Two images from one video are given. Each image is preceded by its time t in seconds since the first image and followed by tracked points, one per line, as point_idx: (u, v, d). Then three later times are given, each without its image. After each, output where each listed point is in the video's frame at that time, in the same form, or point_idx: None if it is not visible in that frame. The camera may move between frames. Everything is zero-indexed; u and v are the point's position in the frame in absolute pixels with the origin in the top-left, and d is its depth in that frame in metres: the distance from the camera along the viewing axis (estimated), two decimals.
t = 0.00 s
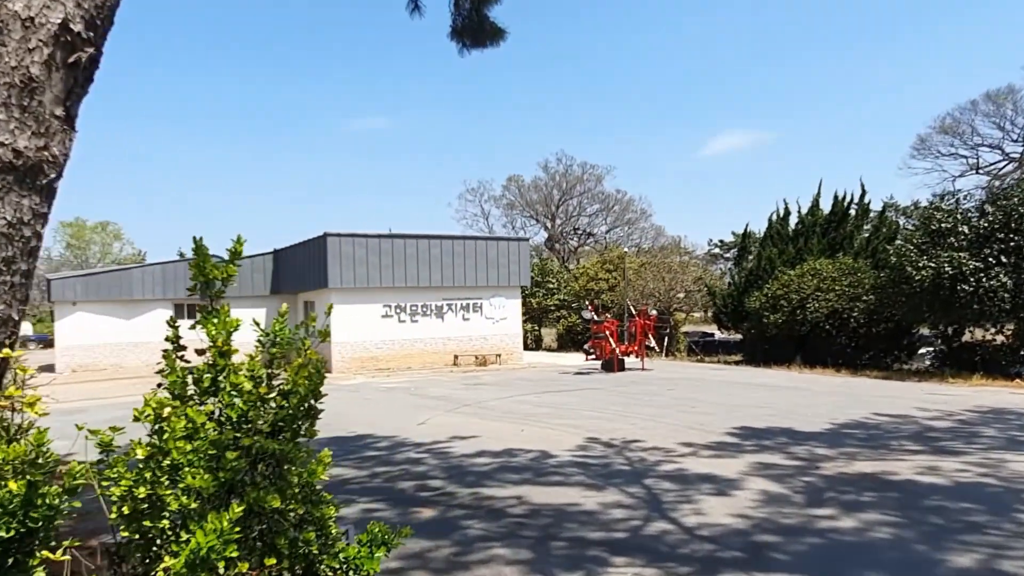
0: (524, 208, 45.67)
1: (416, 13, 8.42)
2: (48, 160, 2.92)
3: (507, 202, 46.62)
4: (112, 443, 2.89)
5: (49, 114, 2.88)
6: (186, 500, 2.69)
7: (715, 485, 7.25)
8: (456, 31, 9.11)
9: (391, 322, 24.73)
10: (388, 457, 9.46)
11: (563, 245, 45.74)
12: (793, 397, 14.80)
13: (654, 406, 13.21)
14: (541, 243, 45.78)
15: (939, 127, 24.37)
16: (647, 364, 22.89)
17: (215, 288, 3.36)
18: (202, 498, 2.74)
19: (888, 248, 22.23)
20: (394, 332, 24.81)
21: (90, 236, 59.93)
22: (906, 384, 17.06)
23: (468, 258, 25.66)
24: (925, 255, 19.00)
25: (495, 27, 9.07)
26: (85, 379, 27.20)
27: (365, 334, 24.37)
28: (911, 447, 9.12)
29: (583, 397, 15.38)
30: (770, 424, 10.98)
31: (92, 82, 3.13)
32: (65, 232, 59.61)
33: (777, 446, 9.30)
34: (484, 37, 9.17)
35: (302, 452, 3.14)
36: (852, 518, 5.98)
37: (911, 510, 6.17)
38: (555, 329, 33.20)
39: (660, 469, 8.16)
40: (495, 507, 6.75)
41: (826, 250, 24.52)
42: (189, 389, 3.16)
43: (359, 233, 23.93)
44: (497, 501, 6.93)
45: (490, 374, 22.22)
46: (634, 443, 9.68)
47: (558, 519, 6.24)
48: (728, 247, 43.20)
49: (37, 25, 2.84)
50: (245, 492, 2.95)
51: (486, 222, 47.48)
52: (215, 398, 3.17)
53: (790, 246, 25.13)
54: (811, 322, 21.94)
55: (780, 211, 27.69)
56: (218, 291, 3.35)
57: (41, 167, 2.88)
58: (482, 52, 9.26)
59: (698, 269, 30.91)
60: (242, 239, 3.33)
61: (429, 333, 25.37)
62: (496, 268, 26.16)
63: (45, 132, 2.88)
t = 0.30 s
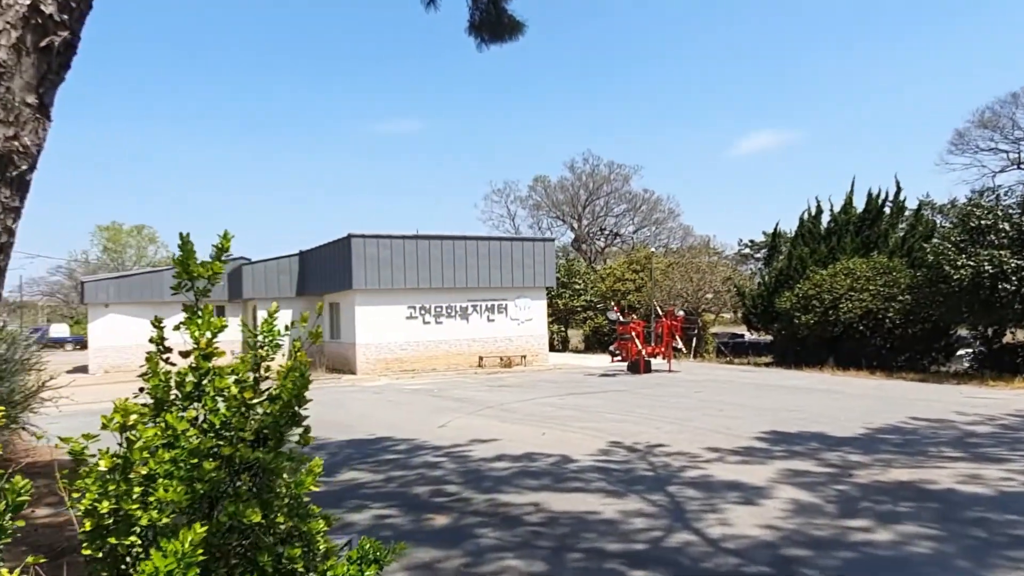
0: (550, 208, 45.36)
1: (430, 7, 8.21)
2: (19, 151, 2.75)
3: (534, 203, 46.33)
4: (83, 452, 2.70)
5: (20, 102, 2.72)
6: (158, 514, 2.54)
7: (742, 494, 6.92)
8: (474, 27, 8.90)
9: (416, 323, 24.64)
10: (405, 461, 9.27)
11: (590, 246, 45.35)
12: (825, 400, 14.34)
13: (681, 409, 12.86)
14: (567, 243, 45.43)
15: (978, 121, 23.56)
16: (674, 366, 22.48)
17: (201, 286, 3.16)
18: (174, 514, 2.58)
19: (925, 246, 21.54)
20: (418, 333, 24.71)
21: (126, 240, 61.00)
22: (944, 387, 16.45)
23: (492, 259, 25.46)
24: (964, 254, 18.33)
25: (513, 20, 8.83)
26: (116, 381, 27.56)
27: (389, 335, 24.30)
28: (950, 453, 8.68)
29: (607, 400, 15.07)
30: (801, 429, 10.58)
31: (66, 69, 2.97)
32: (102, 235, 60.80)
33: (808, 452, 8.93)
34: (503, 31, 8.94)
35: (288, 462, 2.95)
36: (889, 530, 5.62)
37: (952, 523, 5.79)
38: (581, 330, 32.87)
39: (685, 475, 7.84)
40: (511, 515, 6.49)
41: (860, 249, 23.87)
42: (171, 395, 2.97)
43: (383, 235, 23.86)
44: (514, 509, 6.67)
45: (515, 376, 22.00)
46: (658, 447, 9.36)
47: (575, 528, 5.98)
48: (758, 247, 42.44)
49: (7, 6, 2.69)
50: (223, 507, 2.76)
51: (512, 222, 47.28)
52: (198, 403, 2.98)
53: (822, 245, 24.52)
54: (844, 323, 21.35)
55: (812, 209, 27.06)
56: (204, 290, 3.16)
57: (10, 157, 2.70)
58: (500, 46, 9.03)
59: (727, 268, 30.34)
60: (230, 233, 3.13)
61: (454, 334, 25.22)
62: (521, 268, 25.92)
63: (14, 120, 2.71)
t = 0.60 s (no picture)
0: (568, 207, 44.94)
1: None
2: None
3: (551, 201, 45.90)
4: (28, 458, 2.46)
5: None
6: (109, 530, 2.29)
7: (762, 502, 6.56)
8: (483, 15, 8.60)
9: (430, 322, 24.41)
10: (412, 463, 8.99)
11: (608, 244, 44.88)
12: (848, 402, 13.89)
13: (698, 411, 12.47)
14: (584, 242, 45.00)
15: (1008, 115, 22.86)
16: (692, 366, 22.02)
17: (166, 278, 2.92)
18: (125, 528, 2.34)
19: (953, 244, 20.95)
20: (433, 331, 24.47)
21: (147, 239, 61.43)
22: (972, 389, 15.91)
23: (508, 257, 25.16)
24: (993, 252, 17.77)
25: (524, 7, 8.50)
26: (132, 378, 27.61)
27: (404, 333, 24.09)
28: (982, 459, 8.26)
29: (623, 401, 14.72)
30: (823, 432, 10.18)
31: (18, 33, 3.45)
32: (123, 234, 61.29)
33: (831, 458, 8.53)
34: (514, 19, 8.63)
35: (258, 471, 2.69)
36: (920, 544, 5.25)
37: (989, 536, 5.41)
38: (599, 329, 32.45)
39: (701, 481, 7.49)
40: (517, 521, 6.20)
41: (884, 247, 23.28)
42: (129, 396, 2.70)
43: (397, 232, 23.65)
44: (521, 514, 6.37)
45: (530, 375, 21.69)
46: (674, 451, 9.01)
47: (584, 537, 5.66)
48: (779, 246, 41.75)
49: None
50: (182, 519, 2.52)
51: (529, 221, 46.94)
52: (160, 405, 2.71)
53: (845, 243, 23.94)
54: (868, 323, 20.81)
55: (834, 206, 26.47)
56: (169, 282, 2.92)
57: None
58: (511, 35, 8.70)
59: (747, 267, 29.82)
60: (196, 218, 2.91)
61: (469, 332, 24.97)
62: (537, 266, 25.61)
63: None
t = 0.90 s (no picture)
0: (574, 205, 44.59)
1: None
2: None
3: (557, 199, 45.54)
4: None
5: None
6: (33, 559, 2.04)
7: (773, 512, 6.25)
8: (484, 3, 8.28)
9: (434, 321, 24.14)
10: (409, 467, 8.71)
11: (615, 244, 44.51)
12: (860, 405, 13.53)
13: (706, 414, 12.15)
14: (591, 241, 44.65)
15: None
16: (699, 367, 21.68)
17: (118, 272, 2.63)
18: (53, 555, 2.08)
19: (967, 244, 20.53)
20: (437, 331, 24.21)
21: (156, 237, 61.54)
22: (987, 393, 15.51)
23: (513, 255, 24.87)
24: (1009, 252, 17.36)
25: None
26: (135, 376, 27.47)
27: (407, 332, 23.82)
28: (1003, 468, 7.91)
29: (628, 402, 14.40)
30: (835, 437, 9.83)
31: None
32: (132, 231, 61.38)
33: (844, 465, 8.20)
34: (516, 8, 8.31)
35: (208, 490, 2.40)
36: (943, 561, 4.92)
37: (1016, 552, 5.08)
38: (605, 329, 32.11)
39: (709, 488, 7.17)
40: (514, 531, 5.90)
41: (896, 247, 22.87)
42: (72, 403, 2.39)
43: (401, 230, 23.38)
44: (519, 524, 6.07)
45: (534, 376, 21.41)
46: (680, 456, 8.69)
47: (585, 549, 5.35)
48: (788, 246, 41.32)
49: None
50: (121, 544, 2.26)
51: (536, 219, 46.62)
52: (105, 412, 2.43)
53: (856, 243, 23.54)
54: (879, 325, 20.41)
55: (845, 205, 26.07)
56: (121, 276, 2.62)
57: None
58: (513, 23, 8.39)
59: (756, 267, 29.46)
60: (150, 205, 2.64)
61: (473, 332, 24.69)
62: (543, 265, 25.30)
63: None
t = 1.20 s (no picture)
0: (583, 204, 44.23)
1: None
2: None
3: (565, 198, 45.17)
4: None
5: None
6: None
7: (786, 519, 5.92)
8: None
9: (439, 319, 23.87)
10: (407, 469, 8.42)
11: (623, 242, 44.11)
12: (874, 407, 13.17)
13: (715, 415, 11.81)
14: (599, 240, 44.27)
15: None
16: (708, 367, 21.31)
17: (55, 256, 2.34)
18: None
19: (983, 243, 20.09)
20: (442, 329, 23.94)
21: (166, 236, 61.65)
22: (1005, 395, 15.10)
23: (520, 253, 24.58)
24: None
25: None
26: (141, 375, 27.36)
27: (411, 331, 23.55)
28: None
29: (635, 403, 14.08)
30: (849, 440, 9.48)
31: None
32: (143, 230, 61.51)
33: (860, 469, 7.85)
34: None
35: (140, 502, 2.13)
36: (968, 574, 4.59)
37: None
38: (613, 329, 31.74)
39: (718, 493, 6.85)
40: (512, 539, 5.60)
41: (909, 246, 22.43)
42: None
43: (406, 228, 23.11)
44: (517, 531, 5.77)
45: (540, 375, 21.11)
46: (688, 459, 8.37)
47: (586, 559, 5.05)
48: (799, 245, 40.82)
49: None
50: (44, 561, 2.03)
51: (543, 218, 46.31)
52: (32, 413, 2.15)
53: (869, 241, 23.13)
54: (892, 324, 19.99)
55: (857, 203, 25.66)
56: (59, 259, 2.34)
57: None
58: (515, 10, 8.09)
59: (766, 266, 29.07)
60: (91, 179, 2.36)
61: (478, 331, 24.42)
62: (549, 264, 25.00)
63: None
